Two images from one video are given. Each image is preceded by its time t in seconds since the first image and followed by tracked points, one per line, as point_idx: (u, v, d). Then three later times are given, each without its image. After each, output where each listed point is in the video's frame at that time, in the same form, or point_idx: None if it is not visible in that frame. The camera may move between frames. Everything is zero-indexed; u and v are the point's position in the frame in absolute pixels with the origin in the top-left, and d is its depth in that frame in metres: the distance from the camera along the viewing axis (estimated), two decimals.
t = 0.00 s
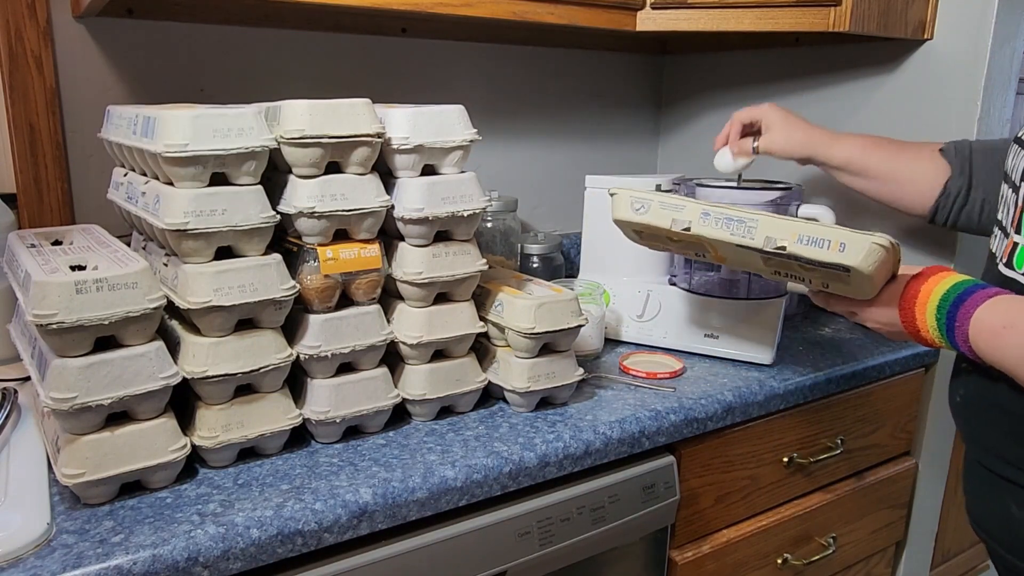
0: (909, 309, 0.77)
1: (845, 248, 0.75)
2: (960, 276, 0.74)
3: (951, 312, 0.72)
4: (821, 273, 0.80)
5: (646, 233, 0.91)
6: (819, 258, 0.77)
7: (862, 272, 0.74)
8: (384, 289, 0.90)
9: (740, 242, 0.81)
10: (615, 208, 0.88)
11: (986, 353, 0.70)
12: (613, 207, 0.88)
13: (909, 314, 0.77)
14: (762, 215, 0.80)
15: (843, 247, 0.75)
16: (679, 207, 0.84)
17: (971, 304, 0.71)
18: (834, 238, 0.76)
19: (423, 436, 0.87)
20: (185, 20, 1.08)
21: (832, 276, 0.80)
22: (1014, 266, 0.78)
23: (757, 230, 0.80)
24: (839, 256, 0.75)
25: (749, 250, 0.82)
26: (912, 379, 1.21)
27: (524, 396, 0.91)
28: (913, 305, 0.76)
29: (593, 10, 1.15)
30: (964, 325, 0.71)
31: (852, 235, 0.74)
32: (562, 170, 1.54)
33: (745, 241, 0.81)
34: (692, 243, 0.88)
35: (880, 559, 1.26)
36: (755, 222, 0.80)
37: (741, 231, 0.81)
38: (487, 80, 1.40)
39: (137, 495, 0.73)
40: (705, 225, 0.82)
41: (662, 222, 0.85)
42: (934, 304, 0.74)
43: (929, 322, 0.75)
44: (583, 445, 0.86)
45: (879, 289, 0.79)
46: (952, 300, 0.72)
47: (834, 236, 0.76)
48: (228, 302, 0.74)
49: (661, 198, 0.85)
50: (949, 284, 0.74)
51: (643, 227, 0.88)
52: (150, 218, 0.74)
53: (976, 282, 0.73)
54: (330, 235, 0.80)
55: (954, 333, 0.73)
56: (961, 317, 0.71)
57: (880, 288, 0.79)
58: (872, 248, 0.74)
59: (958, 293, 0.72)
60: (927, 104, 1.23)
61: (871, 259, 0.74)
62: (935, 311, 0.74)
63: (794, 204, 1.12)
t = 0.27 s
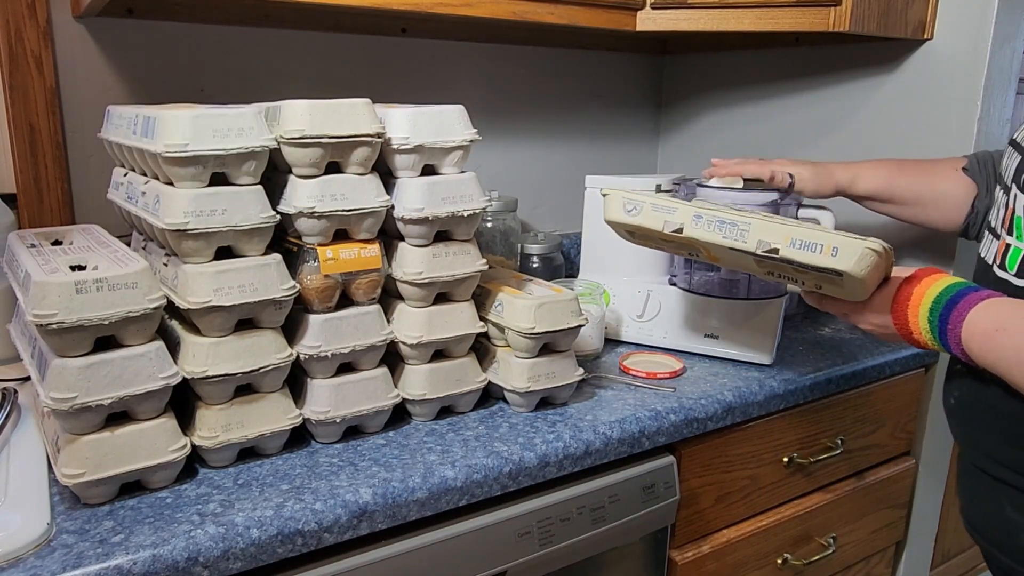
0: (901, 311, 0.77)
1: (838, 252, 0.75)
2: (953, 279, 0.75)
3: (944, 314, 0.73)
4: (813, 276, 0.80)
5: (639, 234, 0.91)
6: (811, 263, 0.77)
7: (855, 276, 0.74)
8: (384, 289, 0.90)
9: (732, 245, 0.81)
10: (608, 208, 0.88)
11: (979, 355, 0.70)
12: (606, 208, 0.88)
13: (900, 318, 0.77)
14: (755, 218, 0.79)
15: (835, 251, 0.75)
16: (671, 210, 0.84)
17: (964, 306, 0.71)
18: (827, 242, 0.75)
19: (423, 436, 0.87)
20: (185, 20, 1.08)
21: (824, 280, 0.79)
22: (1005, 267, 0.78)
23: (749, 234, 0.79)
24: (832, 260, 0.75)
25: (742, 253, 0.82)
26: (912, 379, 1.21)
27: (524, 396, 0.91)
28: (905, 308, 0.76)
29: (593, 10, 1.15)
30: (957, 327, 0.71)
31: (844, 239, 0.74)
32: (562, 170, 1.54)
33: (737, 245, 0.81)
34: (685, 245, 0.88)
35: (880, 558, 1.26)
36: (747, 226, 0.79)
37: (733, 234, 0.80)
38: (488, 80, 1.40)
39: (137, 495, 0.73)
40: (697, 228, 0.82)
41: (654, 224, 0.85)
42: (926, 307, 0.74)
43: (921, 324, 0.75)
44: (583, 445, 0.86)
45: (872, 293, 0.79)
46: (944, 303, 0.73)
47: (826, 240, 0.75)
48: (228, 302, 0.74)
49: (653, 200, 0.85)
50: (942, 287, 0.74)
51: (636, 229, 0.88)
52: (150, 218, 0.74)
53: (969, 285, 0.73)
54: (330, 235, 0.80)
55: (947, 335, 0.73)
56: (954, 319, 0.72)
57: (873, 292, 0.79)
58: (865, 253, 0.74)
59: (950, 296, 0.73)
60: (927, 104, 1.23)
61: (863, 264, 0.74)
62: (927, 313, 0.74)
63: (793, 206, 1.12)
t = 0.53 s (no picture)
0: (898, 307, 0.77)
1: (836, 246, 0.75)
2: (950, 276, 0.75)
3: (940, 312, 0.72)
4: (810, 269, 0.80)
5: (636, 223, 0.91)
6: (809, 255, 0.77)
7: (852, 270, 0.75)
8: (384, 289, 0.90)
9: (729, 236, 0.81)
10: (606, 196, 0.88)
11: (975, 353, 0.70)
12: (604, 196, 0.87)
13: (896, 313, 0.77)
14: (753, 209, 0.79)
15: (834, 245, 0.75)
16: (670, 198, 0.83)
17: (959, 302, 0.71)
18: (826, 236, 0.76)
19: (423, 436, 0.87)
20: (185, 20, 1.08)
21: (821, 273, 0.80)
22: (1002, 264, 0.78)
23: (748, 225, 0.79)
24: (830, 253, 0.75)
25: (739, 244, 0.82)
26: (912, 379, 1.21)
27: (524, 396, 0.91)
28: (901, 303, 0.76)
29: (593, 10, 1.15)
30: (953, 324, 0.71)
31: (843, 233, 0.74)
32: (562, 170, 1.54)
33: (734, 236, 0.81)
34: (682, 234, 0.88)
35: (880, 559, 1.26)
36: (746, 218, 0.79)
37: (731, 225, 0.80)
38: (488, 80, 1.40)
39: (137, 495, 0.73)
40: (696, 217, 0.82)
41: (652, 212, 0.84)
42: (923, 303, 0.74)
43: (917, 320, 0.75)
44: (583, 445, 0.86)
45: (868, 289, 0.79)
46: (941, 300, 0.72)
47: (825, 233, 0.76)
48: (228, 302, 0.74)
49: (652, 188, 0.84)
50: (938, 284, 0.74)
51: (634, 217, 0.88)
52: (150, 218, 0.74)
53: (965, 282, 0.73)
54: (330, 235, 0.80)
55: (943, 333, 0.73)
56: (950, 316, 0.71)
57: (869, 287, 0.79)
58: (863, 247, 0.74)
59: (946, 293, 0.72)
60: (927, 104, 1.23)
61: (860, 258, 0.74)
62: (923, 310, 0.74)
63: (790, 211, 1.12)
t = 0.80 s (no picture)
0: (897, 305, 0.77)
1: (836, 244, 0.75)
2: (948, 275, 0.74)
3: (937, 310, 0.72)
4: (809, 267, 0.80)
5: (633, 224, 0.91)
6: (808, 253, 0.77)
7: (851, 268, 0.75)
8: (384, 289, 0.90)
9: (728, 235, 0.81)
10: (603, 196, 0.87)
11: (972, 351, 0.69)
12: (600, 196, 0.87)
13: (894, 313, 0.77)
14: (751, 208, 0.79)
15: (833, 242, 0.75)
16: (667, 198, 0.83)
17: (955, 300, 0.70)
18: (825, 234, 0.76)
19: (423, 436, 0.87)
20: (186, 20, 1.08)
21: (820, 271, 0.80)
22: (999, 266, 0.78)
23: (746, 224, 0.79)
24: (829, 251, 0.75)
25: (737, 244, 0.82)
26: (912, 379, 1.21)
27: (524, 396, 0.91)
28: (899, 302, 0.76)
29: (594, 10, 1.15)
30: (950, 322, 0.71)
31: (843, 230, 0.74)
32: (562, 170, 1.54)
33: (733, 235, 0.80)
34: (679, 233, 0.88)
35: (880, 559, 1.26)
36: (745, 217, 0.79)
37: (730, 224, 0.80)
38: (488, 80, 1.40)
39: (137, 495, 0.73)
40: (694, 216, 0.82)
41: (650, 212, 0.84)
42: (921, 302, 0.74)
43: (915, 319, 0.75)
44: (583, 445, 0.86)
45: (866, 288, 0.79)
46: (938, 298, 0.72)
47: (824, 231, 0.76)
48: (228, 302, 0.74)
49: (648, 188, 0.84)
50: (935, 283, 0.74)
51: (632, 218, 0.87)
52: (150, 218, 0.74)
53: (963, 280, 0.72)
54: (330, 235, 0.80)
55: (940, 331, 0.72)
56: (947, 314, 0.71)
57: (867, 285, 0.80)
58: (863, 244, 0.74)
59: (943, 291, 0.72)
60: (928, 104, 1.23)
61: (860, 255, 0.74)
62: (921, 308, 0.74)
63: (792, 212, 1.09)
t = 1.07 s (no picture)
0: (895, 306, 0.77)
1: (831, 240, 0.74)
2: (946, 275, 0.74)
3: (936, 309, 0.72)
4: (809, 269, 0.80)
5: (631, 243, 0.91)
6: (805, 253, 0.76)
7: (849, 262, 0.74)
8: (384, 289, 0.90)
9: (725, 241, 0.81)
10: (600, 217, 0.88)
11: (970, 350, 0.69)
12: (597, 217, 0.88)
13: (893, 313, 0.77)
14: (745, 213, 0.79)
15: (829, 239, 0.75)
16: (662, 212, 0.84)
17: (954, 300, 0.70)
18: (819, 231, 0.75)
19: (423, 436, 0.87)
20: (185, 20, 1.08)
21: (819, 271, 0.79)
22: (997, 266, 0.78)
23: (742, 228, 0.79)
24: (825, 248, 0.75)
25: (735, 250, 0.82)
26: (912, 380, 1.21)
27: (525, 396, 0.91)
28: (898, 302, 0.76)
29: (594, 10, 1.15)
30: (949, 322, 0.71)
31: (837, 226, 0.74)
32: (562, 170, 1.54)
33: (730, 241, 0.80)
34: (678, 248, 0.88)
35: (880, 559, 1.26)
36: (739, 221, 0.79)
37: (726, 231, 0.80)
38: (488, 80, 1.40)
39: (137, 495, 0.73)
40: (690, 226, 0.82)
41: (647, 227, 0.85)
42: (920, 302, 0.74)
43: (913, 319, 0.75)
44: (583, 445, 0.86)
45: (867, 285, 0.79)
46: (937, 298, 0.72)
47: (818, 229, 0.75)
48: (228, 302, 0.74)
49: (644, 204, 0.85)
50: (934, 283, 0.74)
51: (630, 236, 0.88)
52: (150, 218, 0.74)
53: (961, 280, 0.72)
54: (330, 235, 0.80)
55: (939, 331, 0.72)
56: (946, 314, 0.71)
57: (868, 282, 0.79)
58: (858, 238, 0.73)
59: (942, 292, 0.72)
60: (928, 105, 1.23)
61: (857, 249, 0.73)
62: (920, 308, 0.74)
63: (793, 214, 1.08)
